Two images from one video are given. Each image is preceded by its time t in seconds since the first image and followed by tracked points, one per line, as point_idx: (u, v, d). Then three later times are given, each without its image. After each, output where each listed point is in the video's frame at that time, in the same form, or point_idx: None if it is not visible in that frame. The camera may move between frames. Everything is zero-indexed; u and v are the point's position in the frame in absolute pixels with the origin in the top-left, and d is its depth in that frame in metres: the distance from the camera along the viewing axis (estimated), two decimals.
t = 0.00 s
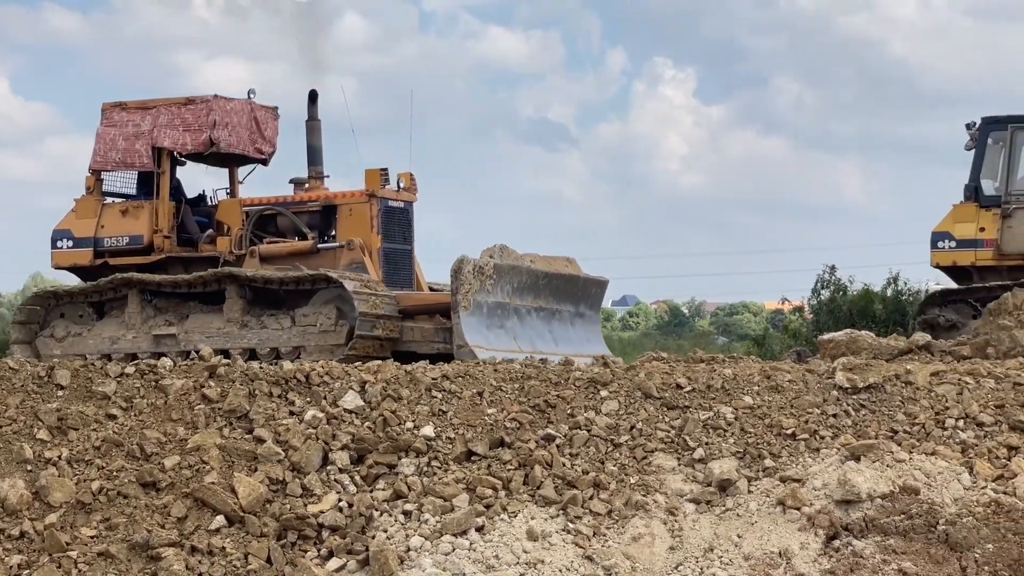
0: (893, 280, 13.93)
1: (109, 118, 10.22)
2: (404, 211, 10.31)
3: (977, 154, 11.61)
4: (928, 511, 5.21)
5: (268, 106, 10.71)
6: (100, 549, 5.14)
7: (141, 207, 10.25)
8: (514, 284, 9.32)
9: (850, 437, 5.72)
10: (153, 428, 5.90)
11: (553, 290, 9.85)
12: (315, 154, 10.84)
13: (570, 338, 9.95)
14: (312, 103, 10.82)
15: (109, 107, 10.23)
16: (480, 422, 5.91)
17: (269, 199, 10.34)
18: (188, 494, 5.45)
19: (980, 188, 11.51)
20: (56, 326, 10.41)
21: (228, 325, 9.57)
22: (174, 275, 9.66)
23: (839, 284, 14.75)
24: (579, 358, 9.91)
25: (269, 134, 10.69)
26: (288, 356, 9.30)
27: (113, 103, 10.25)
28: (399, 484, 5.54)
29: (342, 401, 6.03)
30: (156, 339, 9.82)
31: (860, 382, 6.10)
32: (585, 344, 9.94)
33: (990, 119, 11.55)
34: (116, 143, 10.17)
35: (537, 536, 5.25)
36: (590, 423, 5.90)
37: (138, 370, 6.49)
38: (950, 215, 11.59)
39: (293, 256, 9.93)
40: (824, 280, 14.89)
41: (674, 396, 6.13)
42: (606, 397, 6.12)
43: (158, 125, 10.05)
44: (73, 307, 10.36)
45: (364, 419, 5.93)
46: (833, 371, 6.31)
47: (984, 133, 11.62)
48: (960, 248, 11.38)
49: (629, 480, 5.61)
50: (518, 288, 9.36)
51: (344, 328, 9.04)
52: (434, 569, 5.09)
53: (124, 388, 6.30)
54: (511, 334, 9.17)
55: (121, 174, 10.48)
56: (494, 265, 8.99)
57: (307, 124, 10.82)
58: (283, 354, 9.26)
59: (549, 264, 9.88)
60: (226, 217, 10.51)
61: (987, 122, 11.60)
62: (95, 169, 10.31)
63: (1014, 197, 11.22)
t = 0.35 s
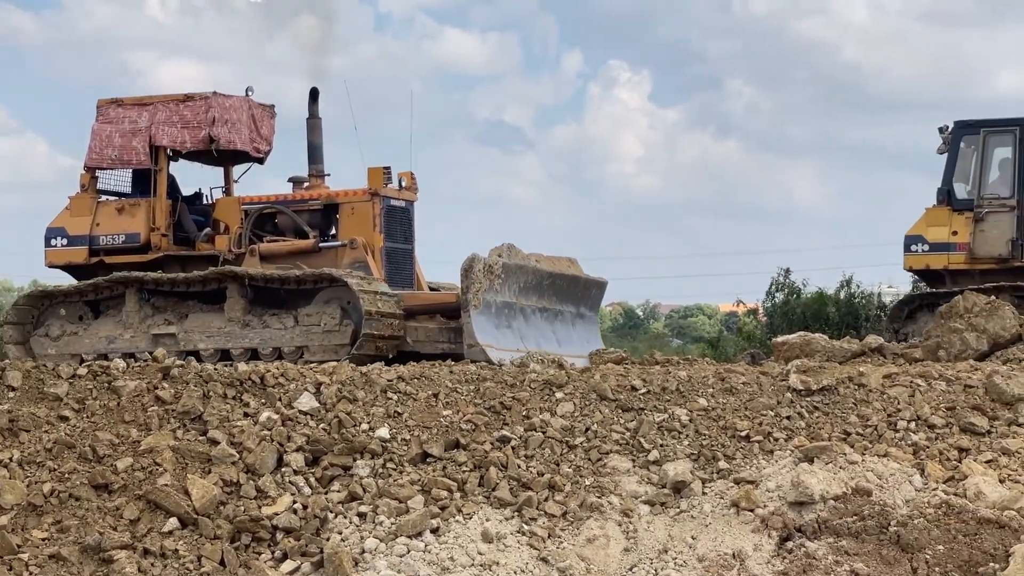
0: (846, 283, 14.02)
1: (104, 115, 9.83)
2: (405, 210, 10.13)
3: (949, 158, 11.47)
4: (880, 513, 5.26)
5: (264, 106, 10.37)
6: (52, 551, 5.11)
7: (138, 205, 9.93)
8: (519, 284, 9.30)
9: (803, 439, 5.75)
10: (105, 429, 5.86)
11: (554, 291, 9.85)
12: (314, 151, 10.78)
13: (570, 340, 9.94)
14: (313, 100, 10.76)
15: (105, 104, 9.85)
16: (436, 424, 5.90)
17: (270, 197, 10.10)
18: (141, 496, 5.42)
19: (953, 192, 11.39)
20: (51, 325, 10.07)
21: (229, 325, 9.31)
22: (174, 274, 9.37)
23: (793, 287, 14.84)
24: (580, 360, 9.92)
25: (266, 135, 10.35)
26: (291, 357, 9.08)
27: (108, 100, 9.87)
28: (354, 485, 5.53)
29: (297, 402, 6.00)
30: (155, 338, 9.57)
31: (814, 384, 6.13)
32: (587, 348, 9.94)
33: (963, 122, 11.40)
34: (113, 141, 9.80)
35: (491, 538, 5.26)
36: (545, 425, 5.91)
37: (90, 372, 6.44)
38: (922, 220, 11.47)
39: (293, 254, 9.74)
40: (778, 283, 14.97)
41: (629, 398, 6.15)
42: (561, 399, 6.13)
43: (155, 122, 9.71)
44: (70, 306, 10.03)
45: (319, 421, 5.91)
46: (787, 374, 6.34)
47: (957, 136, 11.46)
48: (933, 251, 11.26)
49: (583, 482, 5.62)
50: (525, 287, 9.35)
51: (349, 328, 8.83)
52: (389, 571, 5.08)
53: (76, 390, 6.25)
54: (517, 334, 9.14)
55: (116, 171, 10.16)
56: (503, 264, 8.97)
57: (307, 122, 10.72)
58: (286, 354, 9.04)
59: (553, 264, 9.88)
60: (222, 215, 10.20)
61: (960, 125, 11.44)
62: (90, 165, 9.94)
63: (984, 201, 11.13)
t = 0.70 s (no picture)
0: (808, 285, 14.08)
1: (111, 112, 9.88)
2: (418, 209, 10.32)
3: (929, 159, 11.09)
4: (841, 514, 5.26)
5: (269, 104, 10.63)
6: (11, 554, 5.08)
7: (146, 203, 9.99)
8: (537, 283, 9.30)
9: (765, 441, 5.76)
10: (64, 431, 5.82)
11: (569, 291, 9.86)
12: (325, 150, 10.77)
13: (584, 340, 9.96)
14: (325, 98, 10.76)
15: (111, 100, 9.90)
16: (398, 426, 5.88)
17: (279, 196, 10.32)
18: (100, 497, 5.38)
19: (933, 195, 10.99)
20: (58, 324, 10.20)
21: (242, 324, 9.43)
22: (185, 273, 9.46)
23: (756, 290, 14.89)
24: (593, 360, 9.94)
25: (267, 133, 10.57)
26: (304, 357, 9.21)
27: (115, 96, 9.92)
28: (316, 487, 5.51)
29: (258, 404, 5.98)
30: (164, 338, 9.68)
31: (775, 387, 6.14)
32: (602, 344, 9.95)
33: (942, 125, 11.04)
34: (120, 137, 9.84)
35: (454, 540, 5.24)
36: (507, 427, 5.90)
37: (49, 374, 6.40)
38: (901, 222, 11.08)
39: (304, 252, 9.91)
40: (740, 286, 15.02)
41: (591, 400, 6.15)
42: (523, 401, 6.13)
43: (164, 118, 9.79)
44: (76, 305, 10.15)
45: (280, 422, 5.89)
46: (749, 376, 6.35)
47: (937, 138, 11.07)
48: (913, 254, 10.84)
49: (546, 484, 5.62)
50: (542, 287, 9.36)
51: (364, 328, 8.96)
52: (350, 573, 5.07)
53: (35, 392, 6.20)
54: (535, 333, 9.15)
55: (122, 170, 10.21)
56: (522, 262, 8.97)
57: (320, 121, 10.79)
58: (299, 354, 9.17)
59: (567, 264, 9.88)
60: (233, 214, 10.39)
61: (939, 127, 11.07)
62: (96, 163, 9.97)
63: (965, 204, 10.75)
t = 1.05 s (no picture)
0: (773, 285, 14.12)
1: (128, 109, 10.04)
2: (437, 209, 10.25)
3: (911, 161, 11.32)
4: (805, 515, 5.27)
5: (285, 102, 10.70)
6: None
7: (162, 201, 10.13)
8: (563, 283, 9.31)
9: (729, 441, 5.77)
10: (27, 432, 5.80)
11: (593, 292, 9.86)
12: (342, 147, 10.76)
13: (605, 340, 9.97)
14: (343, 96, 10.77)
15: (128, 98, 10.05)
16: (362, 426, 5.88)
17: (298, 194, 10.26)
18: (64, 499, 5.36)
19: (914, 196, 11.23)
20: (75, 321, 10.08)
21: (262, 323, 9.44)
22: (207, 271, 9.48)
23: (720, 290, 14.91)
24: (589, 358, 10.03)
25: (281, 131, 10.63)
26: (325, 357, 9.26)
27: (132, 93, 10.07)
28: (280, 488, 5.51)
29: (223, 404, 5.98)
30: (183, 337, 9.66)
31: (739, 387, 6.14)
32: (624, 338, 9.95)
33: (924, 126, 11.27)
34: (137, 134, 9.98)
35: (418, 541, 5.25)
36: (472, 427, 5.91)
37: (12, 373, 6.36)
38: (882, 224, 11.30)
39: (324, 250, 9.87)
40: (705, 286, 15.03)
41: (556, 400, 6.15)
42: (487, 402, 6.13)
43: (182, 116, 9.93)
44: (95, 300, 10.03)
45: (245, 423, 5.88)
46: (713, 377, 6.35)
47: (918, 140, 11.31)
48: (895, 256, 11.06)
49: (510, 484, 5.63)
50: (567, 286, 9.34)
51: (387, 329, 9.01)
52: (315, 574, 5.06)
53: None
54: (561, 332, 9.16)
55: (136, 167, 10.34)
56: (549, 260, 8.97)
57: (339, 118, 10.78)
58: (321, 355, 9.20)
59: (589, 264, 9.90)
60: (250, 212, 10.33)
61: (921, 129, 11.31)
62: (112, 161, 10.11)
63: (946, 204, 10.99)
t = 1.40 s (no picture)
0: (738, 287, 14.21)
1: (149, 106, 9.86)
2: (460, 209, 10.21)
3: (895, 163, 11.75)
4: (771, 516, 5.27)
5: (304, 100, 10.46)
6: None
7: (183, 199, 9.91)
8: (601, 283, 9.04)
9: (695, 443, 5.78)
10: None
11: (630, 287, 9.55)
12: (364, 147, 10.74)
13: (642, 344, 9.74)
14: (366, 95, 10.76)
15: (148, 95, 9.87)
16: (328, 428, 5.88)
17: (320, 194, 10.19)
18: (28, 501, 5.35)
19: (898, 198, 11.65)
20: (95, 321, 9.90)
21: (287, 325, 9.26)
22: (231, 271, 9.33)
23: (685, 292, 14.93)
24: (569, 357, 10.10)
25: (302, 128, 10.43)
26: (351, 359, 9.08)
27: (153, 90, 9.90)
28: (246, 490, 5.50)
29: (188, 406, 5.97)
30: (206, 338, 9.48)
31: (705, 388, 6.15)
32: (652, 324, 9.69)
33: (908, 129, 11.70)
34: (159, 132, 9.80)
35: (384, 543, 5.24)
36: (438, 429, 5.90)
37: None
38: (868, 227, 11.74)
39: (349, 251, 9.75)
40: (671, 288, 15.07)
41: (522, 402, 6.16)
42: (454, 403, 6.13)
43: (205, 114, 9.75)
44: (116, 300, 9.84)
45: (210, 425, 5.88)
46: (679, 378, 6.36)
47: (902, 142, 11.75)
48: (878, 258, 11.50)
49: (476, 486, 5.63)
50: (604, 287, 9.06)
51: (416, 331, 8.87)
52: None
53: None
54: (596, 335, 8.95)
55: (157, 166, 10.14)
56: (586, 261, 8.77)
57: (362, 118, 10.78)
58: (347, 357, 9.03)
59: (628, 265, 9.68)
60: (271, 211, 10.25)
61: (905, 131, 11.74)
62: (132, 158, 9.92)
63: (928, 207, 11.38)
